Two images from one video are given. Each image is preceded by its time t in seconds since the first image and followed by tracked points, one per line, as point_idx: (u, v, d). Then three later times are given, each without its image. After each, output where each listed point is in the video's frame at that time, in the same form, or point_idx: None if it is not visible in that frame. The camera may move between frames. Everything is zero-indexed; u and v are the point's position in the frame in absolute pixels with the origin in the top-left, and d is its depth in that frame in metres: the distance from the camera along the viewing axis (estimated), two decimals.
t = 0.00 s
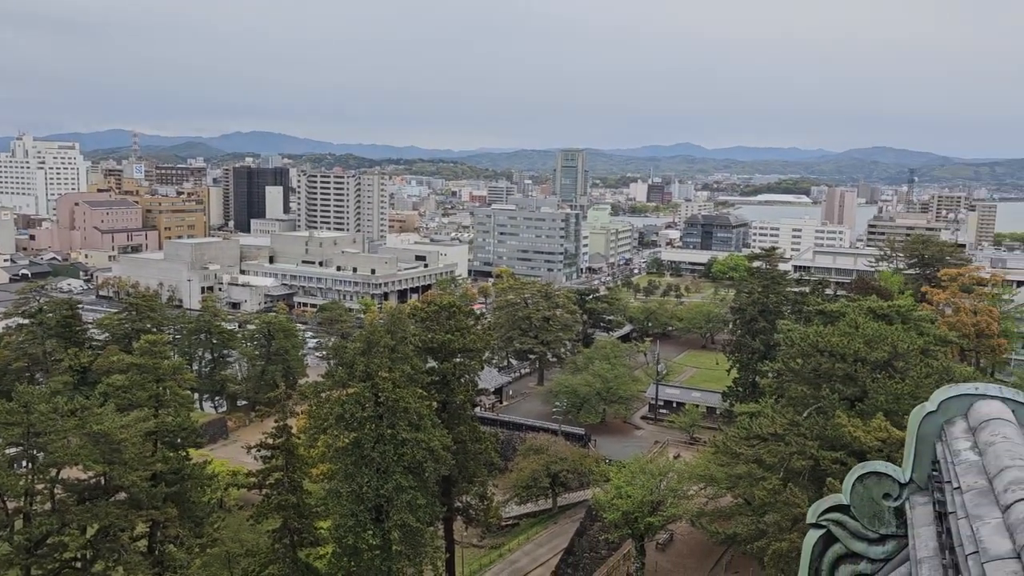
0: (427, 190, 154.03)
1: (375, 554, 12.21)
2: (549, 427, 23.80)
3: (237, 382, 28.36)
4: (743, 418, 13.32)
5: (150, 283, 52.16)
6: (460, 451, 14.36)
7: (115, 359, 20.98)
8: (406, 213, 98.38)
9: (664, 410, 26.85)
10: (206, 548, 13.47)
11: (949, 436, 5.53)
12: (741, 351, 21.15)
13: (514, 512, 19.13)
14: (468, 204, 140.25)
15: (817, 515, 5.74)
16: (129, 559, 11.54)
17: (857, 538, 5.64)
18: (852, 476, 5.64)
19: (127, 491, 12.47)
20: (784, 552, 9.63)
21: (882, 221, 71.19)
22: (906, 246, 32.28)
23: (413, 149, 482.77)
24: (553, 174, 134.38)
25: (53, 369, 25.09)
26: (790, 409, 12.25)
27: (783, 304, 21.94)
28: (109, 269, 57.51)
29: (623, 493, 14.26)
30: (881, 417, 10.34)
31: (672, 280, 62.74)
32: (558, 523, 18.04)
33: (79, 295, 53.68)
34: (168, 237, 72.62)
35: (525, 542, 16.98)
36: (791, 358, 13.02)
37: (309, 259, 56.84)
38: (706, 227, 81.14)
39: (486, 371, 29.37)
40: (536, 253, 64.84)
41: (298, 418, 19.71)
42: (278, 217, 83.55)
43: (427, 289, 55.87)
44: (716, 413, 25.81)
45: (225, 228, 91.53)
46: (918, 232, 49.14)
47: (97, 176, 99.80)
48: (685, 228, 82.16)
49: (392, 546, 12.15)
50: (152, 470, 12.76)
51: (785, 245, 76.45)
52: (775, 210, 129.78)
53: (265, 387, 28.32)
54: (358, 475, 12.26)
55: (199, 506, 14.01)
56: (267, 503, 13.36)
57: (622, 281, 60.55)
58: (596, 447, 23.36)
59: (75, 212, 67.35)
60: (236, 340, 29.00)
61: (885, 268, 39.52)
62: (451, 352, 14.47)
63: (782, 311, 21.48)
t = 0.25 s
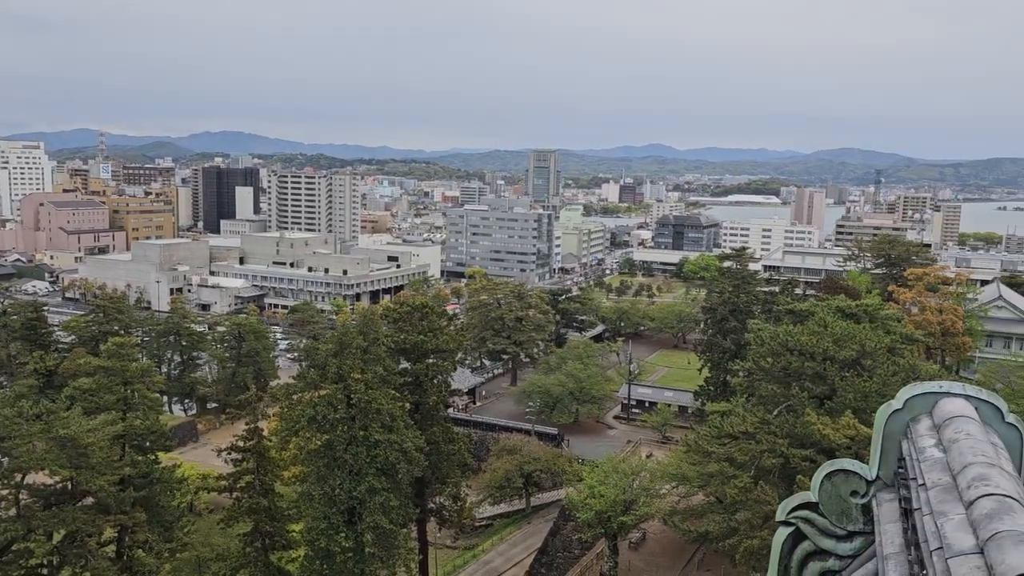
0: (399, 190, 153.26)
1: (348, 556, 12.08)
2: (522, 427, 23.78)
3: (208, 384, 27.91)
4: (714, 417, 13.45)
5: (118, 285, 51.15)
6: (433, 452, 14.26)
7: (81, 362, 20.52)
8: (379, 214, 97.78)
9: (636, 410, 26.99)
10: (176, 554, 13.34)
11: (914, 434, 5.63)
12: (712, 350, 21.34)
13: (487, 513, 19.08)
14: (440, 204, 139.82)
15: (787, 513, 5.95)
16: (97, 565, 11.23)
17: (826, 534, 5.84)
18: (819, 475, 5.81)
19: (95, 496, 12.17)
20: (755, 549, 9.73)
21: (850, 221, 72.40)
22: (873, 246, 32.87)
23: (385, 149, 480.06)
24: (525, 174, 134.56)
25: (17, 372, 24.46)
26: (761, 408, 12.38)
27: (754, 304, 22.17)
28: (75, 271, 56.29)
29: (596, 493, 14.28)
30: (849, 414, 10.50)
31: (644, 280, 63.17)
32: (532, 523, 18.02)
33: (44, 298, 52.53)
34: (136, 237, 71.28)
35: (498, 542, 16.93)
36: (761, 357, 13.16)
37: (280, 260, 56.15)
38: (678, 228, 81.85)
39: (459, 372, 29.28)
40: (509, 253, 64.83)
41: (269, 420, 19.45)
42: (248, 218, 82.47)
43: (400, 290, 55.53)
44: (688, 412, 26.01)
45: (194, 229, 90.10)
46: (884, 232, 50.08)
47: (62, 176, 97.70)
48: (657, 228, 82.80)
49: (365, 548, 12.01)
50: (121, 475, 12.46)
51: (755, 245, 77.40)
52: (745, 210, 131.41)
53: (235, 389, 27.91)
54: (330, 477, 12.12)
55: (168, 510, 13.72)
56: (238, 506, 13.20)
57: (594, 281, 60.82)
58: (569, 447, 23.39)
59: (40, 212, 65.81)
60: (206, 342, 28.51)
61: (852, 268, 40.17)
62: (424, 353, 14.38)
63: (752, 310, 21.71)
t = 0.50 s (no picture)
0: (366, 191, 152.11)
1: (315, 560, 11.86)
2: (492, 427, 23.73)
3: (172, 388, 27.33)
4: (681, 416, 13.56)
5: (79, 287, 49.89)
6: (401, 454, 14.12)
7: (40, 367, 19.93)
8: (346, 215, 96.84)
9: (605, 409, 27.14)
10: (141, 558, 12.89)
11: (874, 431, 5.74)
12: (679, 350, 21.56)
13: (457, 514, 19.00)
14: (408, 205, 139.03)
15: (752, 511, 6.04)
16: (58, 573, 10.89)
17: (790, 531, 5.94)
18: (784, 473, 5.90)
19: (56, 502, 11.82)
20: (722, 547, 9.82)
21: (813, 222, 73.74)
22: (835, 246, 33.51)
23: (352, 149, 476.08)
24: (493, 175, 134.52)
25: None
26: (727, 406, 12.51)
27: (720, 303, 22.43)
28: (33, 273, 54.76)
29: (565, 492, 14.28)
30: (812, 412, 10.66)
31: (612, 280, 63.56)
32: (501, 524, 17.99)
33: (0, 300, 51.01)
34: (98, 238, 69.56)
35: (468, 543, 16.85)
36: (727, 356, 13.32)
37: (246, 261, 55.25)
38: (645, 228, 82.57)
39: (428, 373, 29.12)
40: (477, 254, 64.71)
41: (235, 423, 19.10)
42: (212, 219, 81.04)
43: (367, 291, 55.06)
44: (655, 411, 26.23)
45: (157, 230, 88.22)
46: (846, 233, 51.12)
47: (18, 177, 94.88)
48: (625, 228, 83.43)
49: (333, 552, 11.82)
50: (82, 481, 12.11)
51: (721, 245, 78.45)
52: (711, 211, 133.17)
53: (201, 393, 27.38)
54: (298, 480, 11.95)
55: (132, 516, 13.35)
56: (204, 510, 12.94)
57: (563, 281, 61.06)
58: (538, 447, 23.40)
59: None
60: (170, 345, 27.88)
61: (816, 268, 40.88)
62: (393, 354, 14.25)
63: (718, 310, 21.97)
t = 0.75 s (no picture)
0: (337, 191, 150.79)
1: (287, 563, 11.72)
2: (464, 427, 23.66)
3: (140, 390, 26.80)
4: (653, 414, 13.64)
5: (43, 288, 48.71)
6: (374, 454, 14.00)
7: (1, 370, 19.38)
8: (317, 214, 95.91)
9: (577, 408, 27.23)
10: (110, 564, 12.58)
11: (841, 428, 5.85)
12: (650, 348, 21.73)
13: (430, 514, 18.90)
14: (379, 205, 138.13)
15: (722, 508, 6.10)
16: None
17: (759, 528, 6.01)
18: (752, 469, 5.97)
19: (20, 507, 11.51)
20: (693, 544, 9.90)
21: (782, 221, 74.84)
22: (804, 245, 34.04)
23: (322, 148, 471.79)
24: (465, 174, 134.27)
25: None
26: (699, 404, 12.63)
27: (691, 302, 22.66)
28: None
29: (538, 491, 14.25)
30: (782, 409, 10.80)
31: (585, 279, 63.82)
32: (474, 523, 17.94)
33: None
34: (63, 238, 67.86)
35: (441, 544, 16.78)
36: (698, 354, 13.46)
37: (215, 261, 54.39)
38: (616, 228, 83.05)
39: (400, 373, 28.94)
40: (449, 254, 64.52)
41: (204, 425, 18.78)
42: (179, 219, 79.63)
43: (339, 291, 54.57)
44: (628, 410, 26.40)
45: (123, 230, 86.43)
46: (814, 232, 51.94)
47: None
48: (597, 228, 83.83)
49: (305, 554, 11.67)
50: (48, 485, 11.83)
51: (692, 244, 79.26)
52: (681, 211, 134.51)
53: (170, 395, 26.90)
54: (269, 482, 11.78)
55: (100, 521, 13.01)
56: (173, 514, 12.72)
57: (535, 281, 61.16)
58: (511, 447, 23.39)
59: None
60: (138, 346, 27.31)
61: (785, 267, 41.48)
62: (364, 354, 14.13)
63: (690, 309, 22.18)
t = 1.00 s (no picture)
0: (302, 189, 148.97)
1: (253, 565, 11.51)
2: (433, 427, 23.53)
3: (101, 393, 26.13)
4: (621, 412, 13.74)
5: None
6: (342, 455, 13.82)
7: None
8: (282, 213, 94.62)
9: (545, 407, 27.29)
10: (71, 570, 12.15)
11: (804, 424, 5.95)
12: (618, 347, 21.86)
13: (398, 515, 18.76)
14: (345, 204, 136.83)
15: (686, 504, 6.18)
16: None
17: (724, 524, 6.10)
18: (717, 467, 6.05)
19: None
20: (662, 539, 9.97)
21: (746, 220, 75.98)
22: (768, 243, 34.58)
23: (287, 145, 465.54)
24: (432, 173, 133.74)
25: None
26: (666, 402, 12.74)
27: (658, 300, 22.87)
28: None
29: (507, 490, 14.22)
30: (747, 406, 10.94)
31: (553, 278, 64.00)
32: (443, 523, 17.86)
33: None
34: (20, 238, 65.70)
35: (409, 544, 16.67)
36: (665, 352, 13.59)
37: (179, 261, 53.24)
38: (584, 226, 83.44)
39: (367, 374, 28.67)
40: (417, 253, 64.16)
41: (168, 428, 18.38)
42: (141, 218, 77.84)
43: (305, 291, 53.89)
44: (595, 408, 26.54)
45: (83, 229, 84.17)
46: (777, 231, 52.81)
47: None
48: (564, 227, 84.15)
49: (272, 556, 11.47)
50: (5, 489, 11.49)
51: (659, 243, 80.04)
52: (648, 210, 135.75)
53: (132, 397, 26.28)
54: (235, 485, 11.57)
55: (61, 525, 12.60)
56: (136, 518, 12.43)
57: (503, 280, 61.15)
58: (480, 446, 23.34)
59: None
60: (100, 348, 26.61)
61: (749, 264, 42.07)
62: (331, 354, 13.95)
63: (656, 307, 22.38)
